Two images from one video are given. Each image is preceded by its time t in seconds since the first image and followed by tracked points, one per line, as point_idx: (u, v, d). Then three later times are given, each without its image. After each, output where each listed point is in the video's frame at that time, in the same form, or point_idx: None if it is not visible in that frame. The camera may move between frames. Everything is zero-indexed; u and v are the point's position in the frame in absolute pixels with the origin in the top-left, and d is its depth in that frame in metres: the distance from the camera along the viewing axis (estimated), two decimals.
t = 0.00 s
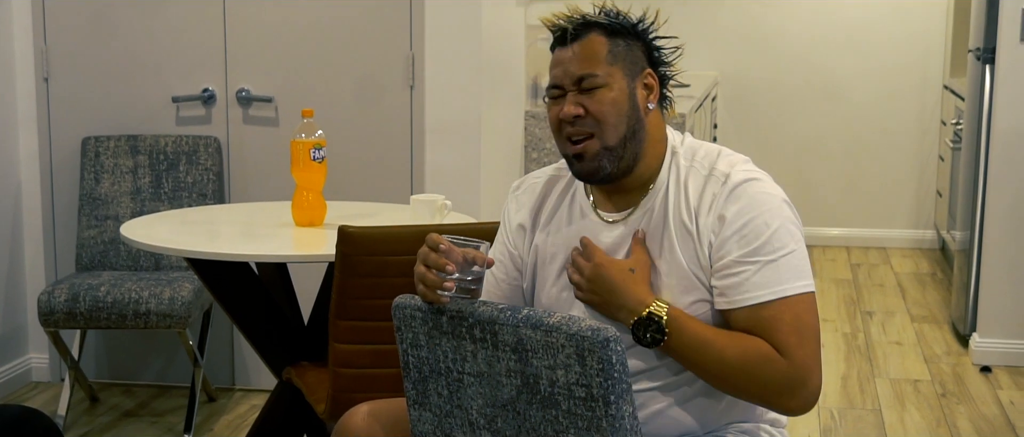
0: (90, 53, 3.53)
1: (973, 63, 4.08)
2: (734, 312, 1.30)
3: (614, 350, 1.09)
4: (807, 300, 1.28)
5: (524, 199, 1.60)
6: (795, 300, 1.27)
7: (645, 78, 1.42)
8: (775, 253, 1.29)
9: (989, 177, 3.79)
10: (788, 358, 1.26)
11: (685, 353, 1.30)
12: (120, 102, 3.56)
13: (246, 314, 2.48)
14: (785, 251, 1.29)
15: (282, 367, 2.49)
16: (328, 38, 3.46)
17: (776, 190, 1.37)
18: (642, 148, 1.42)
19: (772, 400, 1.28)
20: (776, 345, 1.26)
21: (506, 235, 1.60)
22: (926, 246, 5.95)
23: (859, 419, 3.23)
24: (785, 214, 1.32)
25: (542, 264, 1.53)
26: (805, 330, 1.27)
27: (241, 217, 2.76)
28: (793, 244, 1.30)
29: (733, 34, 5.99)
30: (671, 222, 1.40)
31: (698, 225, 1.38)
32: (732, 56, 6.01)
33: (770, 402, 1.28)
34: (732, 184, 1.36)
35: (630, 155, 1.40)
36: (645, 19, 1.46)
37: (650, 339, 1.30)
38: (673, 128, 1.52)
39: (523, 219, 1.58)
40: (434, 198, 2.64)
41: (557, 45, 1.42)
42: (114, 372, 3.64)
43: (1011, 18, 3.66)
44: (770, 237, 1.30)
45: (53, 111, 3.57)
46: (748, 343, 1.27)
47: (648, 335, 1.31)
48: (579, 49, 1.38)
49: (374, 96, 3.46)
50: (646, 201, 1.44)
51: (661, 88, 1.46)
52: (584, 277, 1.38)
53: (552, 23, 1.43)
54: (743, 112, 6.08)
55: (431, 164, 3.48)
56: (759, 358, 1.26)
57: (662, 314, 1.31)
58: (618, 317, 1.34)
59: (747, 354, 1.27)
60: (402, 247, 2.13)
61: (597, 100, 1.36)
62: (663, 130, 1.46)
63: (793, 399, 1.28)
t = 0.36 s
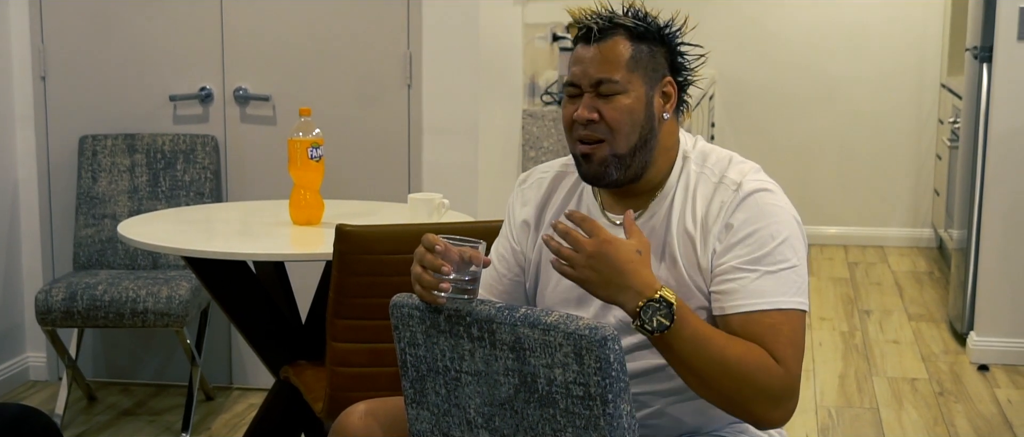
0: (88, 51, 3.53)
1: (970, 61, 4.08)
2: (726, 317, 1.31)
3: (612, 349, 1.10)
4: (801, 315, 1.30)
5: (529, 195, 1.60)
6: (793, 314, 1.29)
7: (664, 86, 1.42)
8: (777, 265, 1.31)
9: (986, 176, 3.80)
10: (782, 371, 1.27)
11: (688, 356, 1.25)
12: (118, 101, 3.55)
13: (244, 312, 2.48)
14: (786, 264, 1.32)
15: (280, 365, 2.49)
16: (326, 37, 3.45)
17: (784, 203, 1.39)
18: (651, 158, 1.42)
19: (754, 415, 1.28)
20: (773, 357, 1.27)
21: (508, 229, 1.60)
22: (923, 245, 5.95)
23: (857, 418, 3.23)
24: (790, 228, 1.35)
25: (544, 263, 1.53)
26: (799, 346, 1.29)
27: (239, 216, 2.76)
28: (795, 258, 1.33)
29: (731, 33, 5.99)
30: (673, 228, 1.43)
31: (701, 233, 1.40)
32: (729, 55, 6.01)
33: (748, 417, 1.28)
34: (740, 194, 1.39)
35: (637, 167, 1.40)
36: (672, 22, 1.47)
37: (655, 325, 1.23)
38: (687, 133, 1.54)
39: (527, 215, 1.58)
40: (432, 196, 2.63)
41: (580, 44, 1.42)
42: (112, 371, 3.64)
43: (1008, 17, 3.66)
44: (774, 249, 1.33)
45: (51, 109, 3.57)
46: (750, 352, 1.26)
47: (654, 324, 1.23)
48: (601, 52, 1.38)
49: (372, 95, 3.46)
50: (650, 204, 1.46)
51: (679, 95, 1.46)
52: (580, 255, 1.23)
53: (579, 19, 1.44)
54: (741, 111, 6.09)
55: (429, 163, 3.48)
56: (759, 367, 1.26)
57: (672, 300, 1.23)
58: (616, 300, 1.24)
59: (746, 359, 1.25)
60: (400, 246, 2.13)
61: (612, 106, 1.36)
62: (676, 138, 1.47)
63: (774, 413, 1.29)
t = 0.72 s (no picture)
0: (92, 52, 3.53)
1: (975, 61, 4.07)
2: (728, 328, 1.31)
3: (616, 349, 1.09)
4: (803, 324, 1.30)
5: (531, 198, 1.59)
6: (794, 324, 1.29)
7: (669, 93, 1.42)
8: (780, 275, 1.31)
9: (990, 176, 3.79)
10: (781, 383, 1.27)
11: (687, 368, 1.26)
12: (121, 101, 3.56)
13: (249, 313, 2.48)
14: (788, 274, 1.31)
15: (284, 366, 2.49)
16: (329, 37, 3.46)
17: (786, 209, 1.38)
18: (656, 164, 1.42)
19: (758, 423, 1.29)
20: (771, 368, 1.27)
21: (510, 233, 1.60)
22: (928, 245, 5.95)
23: (861, 418, 3.23)
24: (793, 236, 1.34)
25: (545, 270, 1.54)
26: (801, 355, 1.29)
27: (243, 216, 2.76)
28: (798, 267, 1.32)
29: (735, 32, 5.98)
30: (677, 236, 1.41)
31: (704, 241, 1.39)
32: (732, 55, 6.01)
33: (752, 425, 1.30)
34: (742, 202, 1.37)
35: (643, 172, 1.40)
36: (676, 28, 1.46)
37: (646, 342, 1.25)
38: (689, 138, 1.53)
39: (528, 219, 1.59)
40: (435, 197, 2.63)
41: (585, 48, 1.41)
42: (116, 371, 3.64)
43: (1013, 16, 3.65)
44: (776, 258, 1.32)
45: (55, 109, 3.57)
46: (750, 363, 1.27)
47: (647, 339, 1.25)
48: (607, 58, 1.38)
49: (376, 95, 3.46)
50: (652, 213, 1.45)
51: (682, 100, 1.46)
52: (579, 271, 1.27)
53: (584, 23, 1.43)
54: (745, 111, 6.08)
55: (433, 163, 3.48)
56: (757, 379, 1.26)
57: (665, 317, 1.25)
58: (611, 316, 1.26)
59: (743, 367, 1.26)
60: (404, 246, 2.13)
61: (619, 113, 1.36)
62: (679, 144, 1.47)
63: (778, 422, 1.29)
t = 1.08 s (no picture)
0: (94, 52, 3.54)
1: (977, 62, 4.08)
2: (722, 323, 1.30)
3: (617, 349, 1.10)
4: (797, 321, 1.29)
5: (530, 199, 1.60)
6: (788, 321, 1.28)
7: (665, 94, 1.42)
8: (772, 272, 1.30)
9: (992, 177, 3.79)
10: (780, 382, 1.25)
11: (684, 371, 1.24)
12: (123, 102, 3.56)
13: (250, 313, 2.48)
14: (782, 271, 1.30)
15: (286, 366, 2.49)
16: (331, 37, 3.46)
17: (781, 207, 1.37)
18: (652, 164, 1.42)
19: (755, 423, 1.28)
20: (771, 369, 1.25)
21: (510, 234, 1.61)
22: (929, 245, 5.94)
23: (863, 418, 3.23)
24: (787, 234, 1.33)
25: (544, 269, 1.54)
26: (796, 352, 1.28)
27: (245, 216, 2.76)
28: (791, 265, 1.31)
29: (736, 32, 5.98)
30: (670, 233, 1.42)
31: (696, 239, 1.39)
32: (734, 55, 6.01)
33: (750, 425, 1.28)
34: (735, 200, 1.37)
35: (638, 173, 1.40)
36: (672, 28, 1.46)
37: (656, 337, 1.21)
38: (685, 136, 1.53)
39: (527, 219, 1.59)
40: (437, 197, 2.63)
41: (581, 49, 1.41)
42: (118, 371, 3.64)
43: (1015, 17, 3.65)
44: (769, 255, 1.31)
45: (57, 109, 3.57)
46: (750, 365, 1.24)
47: (655, 336, 1.21)
48: (603, 60, 1.37)
49: (378, 95, 3.46)
50: (648, 210, 1.45)
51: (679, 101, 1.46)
52: (571, 278, 1.21)
53: (582, 24, 1.43)
54: (747, 110, 6.08)
55: (435, 163, 3.48)
56: (756, 380, 1.24)
57: (670, 310, 1.21)
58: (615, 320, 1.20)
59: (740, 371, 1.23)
60: (405, 246, 2.14)
61: (615, 116, 1.36)
62: (675, 144, 1.47)
63: (775, 420, 1.28)
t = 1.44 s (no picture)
0: (93, 52, 3.54)
1: (976, 62, 4.08)
2: (717, 315, 1.29)
3: (616, 349, 1.10)
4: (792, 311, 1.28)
5: (525, 201, 1.60)
6: (782, 310, 1.27)
7: (655, 90, 1.42)
8: (766, 261, 1.29)
9: (991, 177, 3.79)
10: (777, 371, 1.24)
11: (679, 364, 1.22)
12: (122, 102, 3.56)
13: (249, 313, 2.48)
14: (775, 260, 1.30)
15: (284, 366, 2.49)
16: (330, 37, 3.46)
17: (773, 199, 1.38)
18: (645, 160, 1.42)
19: (755, 414, 1.26)
20: (768, 358, 1.24)
21: (507, 236, 1.61)
22: (928, 245, 5.95)
23: (861, 418, 3.23)
24: (779, 224, 1.34)
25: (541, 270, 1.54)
26: (790, 341, 1.27)
27: (244, 216, 2.76)
28: (784, 254, 1.31)
29: (735, 33, 5.98)
30: (663, 229, 1.42)
31: (690, 233, 1.39)
32: (734, 55, 6.01)
33: (749, 417, 1.26)
34: (728, 192, 1.37)
35: (632, 168, 1.40)
36: (660, 24, 1.46)
37: (659, 319, 1.20)
38: (676, 132, 1.54)
39: (523, 221, 1.59)
40: (436, 197, 2.63)
41: (571, 47, 1.41)
42: (117, 371, 3.64)
43: (1014, 18, 3.66)
44: (761, 245, 1.31)
45: (56, 109, 3.57)
46: (746, 353, 1.23)
47: (657, 319, 1.20)
48: (593, 56, 1.38)
49: (376, 95, 3.46)
50: (641, 207, 1.45)
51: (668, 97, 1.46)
52: (559, 281, 1.19)
53: (569, 22, 1.43)
54: (746, 110, 6.08)
55: (434, 163, 3.48)
56: (754, 371, 1.23)
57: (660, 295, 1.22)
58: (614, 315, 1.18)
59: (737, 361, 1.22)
60: (402, 245, 2.14)
61: (606, 111, 1.36)
62: (667, 140, 1.47)
63: (774, 410, 1.26)
